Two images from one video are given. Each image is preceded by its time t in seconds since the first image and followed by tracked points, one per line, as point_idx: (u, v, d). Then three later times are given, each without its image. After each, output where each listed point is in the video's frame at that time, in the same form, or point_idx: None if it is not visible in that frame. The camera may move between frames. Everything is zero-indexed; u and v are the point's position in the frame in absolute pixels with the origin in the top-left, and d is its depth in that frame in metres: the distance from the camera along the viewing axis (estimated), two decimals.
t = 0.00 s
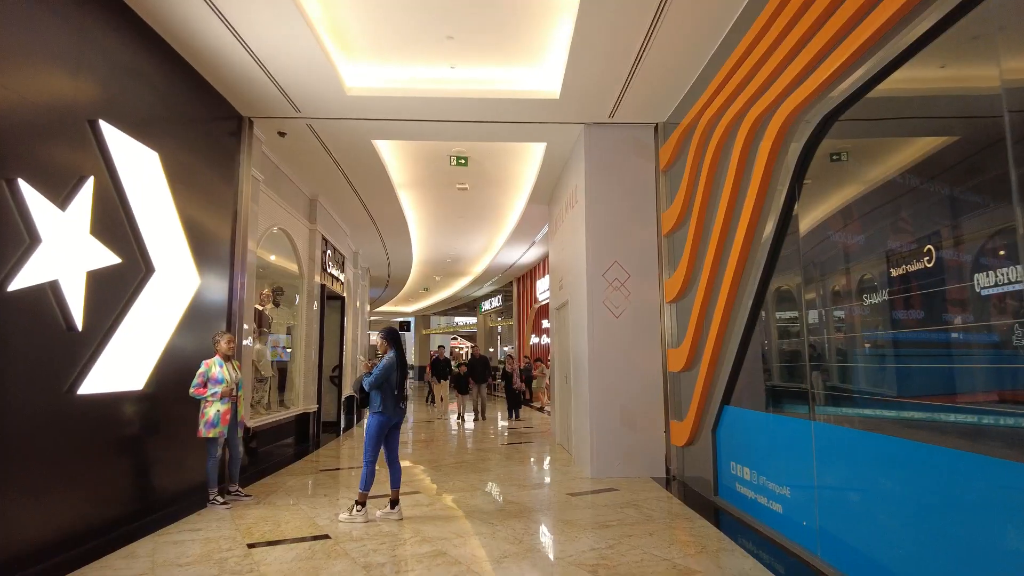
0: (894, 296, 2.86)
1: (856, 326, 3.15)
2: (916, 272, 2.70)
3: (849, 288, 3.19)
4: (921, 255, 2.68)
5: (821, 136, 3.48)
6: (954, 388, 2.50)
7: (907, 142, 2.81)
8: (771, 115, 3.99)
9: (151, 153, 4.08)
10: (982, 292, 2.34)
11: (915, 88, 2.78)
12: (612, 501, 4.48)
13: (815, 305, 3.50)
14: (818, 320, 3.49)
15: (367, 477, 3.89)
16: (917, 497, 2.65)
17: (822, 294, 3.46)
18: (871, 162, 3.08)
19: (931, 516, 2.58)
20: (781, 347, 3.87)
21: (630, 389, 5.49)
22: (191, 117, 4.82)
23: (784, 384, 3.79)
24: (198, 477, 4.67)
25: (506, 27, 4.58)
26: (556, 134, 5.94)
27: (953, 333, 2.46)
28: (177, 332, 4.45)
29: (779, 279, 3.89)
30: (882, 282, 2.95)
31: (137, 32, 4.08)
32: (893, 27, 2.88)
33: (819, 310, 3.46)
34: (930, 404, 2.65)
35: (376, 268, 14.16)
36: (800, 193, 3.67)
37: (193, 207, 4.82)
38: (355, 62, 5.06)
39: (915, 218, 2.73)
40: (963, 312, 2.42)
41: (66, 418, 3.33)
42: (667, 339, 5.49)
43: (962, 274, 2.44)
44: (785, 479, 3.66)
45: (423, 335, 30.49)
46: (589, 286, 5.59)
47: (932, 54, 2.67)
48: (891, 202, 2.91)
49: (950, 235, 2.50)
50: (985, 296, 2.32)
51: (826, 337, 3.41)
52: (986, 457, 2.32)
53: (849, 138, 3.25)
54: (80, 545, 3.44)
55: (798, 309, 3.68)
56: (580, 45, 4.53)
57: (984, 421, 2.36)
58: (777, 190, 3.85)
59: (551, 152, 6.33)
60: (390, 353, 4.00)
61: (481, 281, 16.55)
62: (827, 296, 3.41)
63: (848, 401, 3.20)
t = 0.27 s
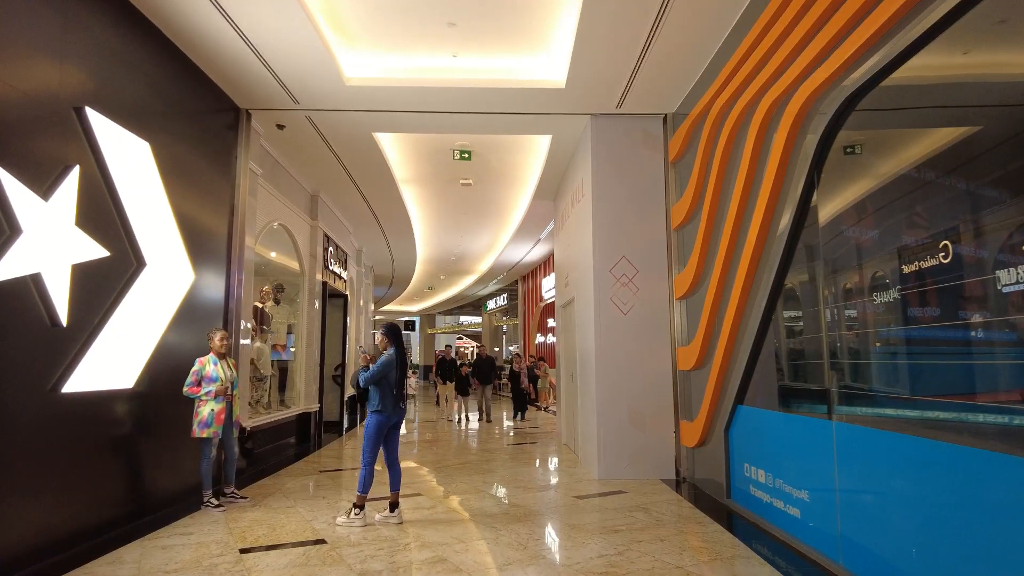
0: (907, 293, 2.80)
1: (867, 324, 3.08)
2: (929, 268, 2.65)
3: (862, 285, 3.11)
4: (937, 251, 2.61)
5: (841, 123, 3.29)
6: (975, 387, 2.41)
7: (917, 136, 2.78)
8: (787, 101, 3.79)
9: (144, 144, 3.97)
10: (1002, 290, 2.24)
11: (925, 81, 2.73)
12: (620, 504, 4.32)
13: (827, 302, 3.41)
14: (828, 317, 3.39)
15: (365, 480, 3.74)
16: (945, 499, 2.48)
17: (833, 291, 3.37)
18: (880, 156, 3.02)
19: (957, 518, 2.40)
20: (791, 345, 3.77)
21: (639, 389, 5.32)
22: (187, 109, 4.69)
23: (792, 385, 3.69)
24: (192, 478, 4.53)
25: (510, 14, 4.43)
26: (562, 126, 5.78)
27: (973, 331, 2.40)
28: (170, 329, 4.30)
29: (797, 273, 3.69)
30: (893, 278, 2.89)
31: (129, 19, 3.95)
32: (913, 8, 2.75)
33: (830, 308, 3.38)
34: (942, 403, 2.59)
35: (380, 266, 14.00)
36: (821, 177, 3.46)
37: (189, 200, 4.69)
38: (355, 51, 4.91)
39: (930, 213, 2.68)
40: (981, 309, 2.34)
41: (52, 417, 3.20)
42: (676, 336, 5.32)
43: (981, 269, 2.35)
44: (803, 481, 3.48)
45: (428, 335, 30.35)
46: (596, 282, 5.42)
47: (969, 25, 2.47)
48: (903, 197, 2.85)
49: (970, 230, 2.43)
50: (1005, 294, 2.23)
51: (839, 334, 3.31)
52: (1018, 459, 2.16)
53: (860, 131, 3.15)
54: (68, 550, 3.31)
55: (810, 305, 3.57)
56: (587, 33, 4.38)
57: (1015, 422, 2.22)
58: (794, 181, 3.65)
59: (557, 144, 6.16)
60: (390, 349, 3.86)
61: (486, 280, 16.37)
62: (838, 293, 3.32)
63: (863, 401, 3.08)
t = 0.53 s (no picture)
0: (924, 292, 2.70)
1: (880, 323, 2.96)
2: (944, 268, 2.58)
3: (875, 284, 2.98)
4: (953, 248, 2.54)
5: (869, 107, 3.06)
6: (995, 388, 2.33)
7: (941, 127, 2.68)
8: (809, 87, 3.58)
9: (136, 137, 3.83)
10: None
11: (945, 74, 2.64)
12: (629, 511, 4.14)
13: (846, 301, 3.25)
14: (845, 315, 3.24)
15: (363, 485, 3.58)
16: (984, 509, 2.29)
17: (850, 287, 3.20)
18: (901, 150, 2.89)
19: (994, 530, 2.24)
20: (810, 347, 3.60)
21: (649, 389, 5.14)
22: (182, 100, 4.53)
23: (802, 384, 3.65)
24: (186, 483, 4.38)
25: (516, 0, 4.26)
26: (570, 118, 5.60)
27: (994, 330, 2.32)
28: (162, 327, 4.16)
29: (820, 267, 3.48)
30: (909, 277, 2.78)
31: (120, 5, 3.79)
32: None
33: (848, 306, 3.23)
34: (961, 405, 2.50)
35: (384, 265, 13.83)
36: (846, 166, 3.23)
37: (184, 194, 4.53)
38: (356, 41, 4.75)
39: (950, 209, 2.60)
40: (999, 310, 2.29)
41: (34, 422, 3.05)
42: (688, 336, 5.14)
43: (1003, 267, 2.26)
44: (826, 489, 3.28)
45: (433, 335, 30.20)
46: (605, 279, 5.24)
47: None
48: (922, 192, 2.75)
49: (992, 226, 2.35)
50: None
51: (853, 334, 3.17)
52: None
53: (877, 125, 3.02)
54: (52, 558, 3.17)
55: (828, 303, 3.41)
56: (597, 20, 4.20)
57: None
58: (816, 171, 3.43)
59: (565, 138, 5.98)
60: (390, 349, 3.71)
61: (491, 279, 16.20)
62: (855, 290, 3.16)
63: (884, 404, 2.93)
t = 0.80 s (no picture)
0: (940, 290, 2.54)
1: (894, 322, 2.81)
2: (961, 264, 2.43)
3: (889, 282, 2.84)
4: (969, 245, 2.39)
5: (897, 88, 2.84)
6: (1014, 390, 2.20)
7: (960, 118, 2.49)
8: (826, 71, 3.37)
9: (119, 127, 3.67)
10: None
11: (967, 59, 2.48)
12: (635, 519, 3.96)
13: (866, 297, 3.03)
14: (864, 313, 3.05)
15: (356, 492, 3.40)
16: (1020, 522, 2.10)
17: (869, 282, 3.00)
18: (918, 143, 2.71)
19: None
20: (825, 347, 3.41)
21: (656, 391, 4.95)
22: (172, 92, 4.36)
23: (815, 385, 3.48)
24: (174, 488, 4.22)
25: None
26: (574, 110, 5.41)
27: (1010, 329, 2.19)
28: (148, 326, 4.00)
29: (838, 263, 3.28)
30: (924, 275, 2.62)
31: None
32: None
33: (867, 303, 3.03)
34: (981, 408, 2.35)
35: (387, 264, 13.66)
36: (867, 154, 3.02)
37: (174, 188, 4.36)
38: (351, 29, 4.57)
39: (969, 202, 2.42)
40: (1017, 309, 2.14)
41: (5, 427, 2.89)
42: (697, 335, 4.95)
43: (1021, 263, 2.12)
44: (847, 498, 3.08)
45: (437, 334, 30.03)
46: (611, 276, 5.05)
47: None
48: (939, 186, 2.58)
49: (1009, 223, 2.19)
50: None
51: (872, 332, 2.98)
52: None
53: (893, 115, 2.85)
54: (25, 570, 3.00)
55: (844, 299, 3.22)
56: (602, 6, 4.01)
57: None
58: (836, 158, 3.22)
59: (569, 131, 5.79)
60: (385, 349, 3.52)
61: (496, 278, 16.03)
62: (873, 285, 2.97)
63: (902, 406, 2.77)
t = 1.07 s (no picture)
0: (952, 286, 2.39)
1: (904, 319, 2.66)
2: (973, 260, 2.28)
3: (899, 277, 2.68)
4: (982, 239, 2.26)
5: (915, 66, 2.64)
6: None
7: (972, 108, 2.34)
8: (840, 51, 3.18)
9: (98, 115, 3.54)
10: None
11: (982, 40, 2.32)
12: (638, 524, 3.79)
13: (878, 294, 2.86)
14: (875, 309, 2.89)
15: (345, 496, 3.24)
16: None
17: (883, 275, 2.81)
18: (928, 134, 2.56)
19: None
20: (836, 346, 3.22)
21: (660, 390, 4.78)
22: (157, 80, 4.21)
23: (823, 384, 3.32)
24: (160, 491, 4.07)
25: None
26: (575, 99, 5.25)
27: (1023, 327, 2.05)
28: (130, 323, 3.85)
29: (851, 255, 3.07)
30: (936, 273, 2.47)
31: None
32: None
33: (880, 300, 2.84)
34: (994, 408, 2.21)
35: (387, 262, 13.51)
36: (885, 137, 2.81)
37: (159, 180, 4.21)
38: (343, 15, 4.40)
39: (982, 195, 2.28)
40: None
41: None
42: (703, 333, 4.77)
43: None
44: (864, 503, 2.89)
45: (440, 334, 29.87)
46: (613, 271, 4.89)
47: None
48: (950, 180, 2.43)
49: None
50: None
51: (885, 329, 2.80)
52: None
53: (910, 99, 2.68)
54: None
55: (856, 295, 3.04)
56: None
57: None
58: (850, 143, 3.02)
59: (570, 122, 5.62)
60: (375, 347, 3.37)
61: (498, 277, 15.88)
62: (887, 279, 2.78)
63: (917, 406, 2.62)
